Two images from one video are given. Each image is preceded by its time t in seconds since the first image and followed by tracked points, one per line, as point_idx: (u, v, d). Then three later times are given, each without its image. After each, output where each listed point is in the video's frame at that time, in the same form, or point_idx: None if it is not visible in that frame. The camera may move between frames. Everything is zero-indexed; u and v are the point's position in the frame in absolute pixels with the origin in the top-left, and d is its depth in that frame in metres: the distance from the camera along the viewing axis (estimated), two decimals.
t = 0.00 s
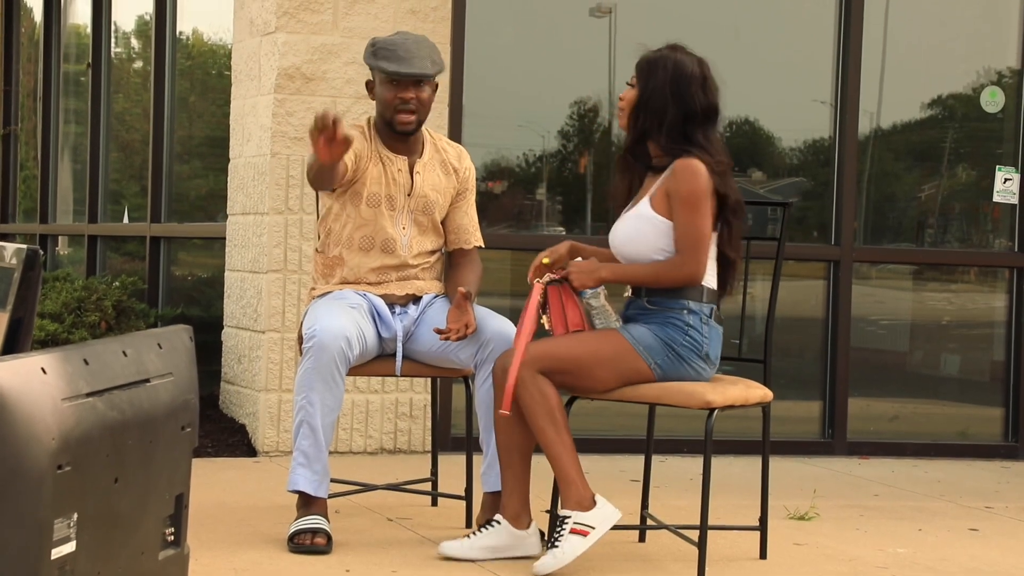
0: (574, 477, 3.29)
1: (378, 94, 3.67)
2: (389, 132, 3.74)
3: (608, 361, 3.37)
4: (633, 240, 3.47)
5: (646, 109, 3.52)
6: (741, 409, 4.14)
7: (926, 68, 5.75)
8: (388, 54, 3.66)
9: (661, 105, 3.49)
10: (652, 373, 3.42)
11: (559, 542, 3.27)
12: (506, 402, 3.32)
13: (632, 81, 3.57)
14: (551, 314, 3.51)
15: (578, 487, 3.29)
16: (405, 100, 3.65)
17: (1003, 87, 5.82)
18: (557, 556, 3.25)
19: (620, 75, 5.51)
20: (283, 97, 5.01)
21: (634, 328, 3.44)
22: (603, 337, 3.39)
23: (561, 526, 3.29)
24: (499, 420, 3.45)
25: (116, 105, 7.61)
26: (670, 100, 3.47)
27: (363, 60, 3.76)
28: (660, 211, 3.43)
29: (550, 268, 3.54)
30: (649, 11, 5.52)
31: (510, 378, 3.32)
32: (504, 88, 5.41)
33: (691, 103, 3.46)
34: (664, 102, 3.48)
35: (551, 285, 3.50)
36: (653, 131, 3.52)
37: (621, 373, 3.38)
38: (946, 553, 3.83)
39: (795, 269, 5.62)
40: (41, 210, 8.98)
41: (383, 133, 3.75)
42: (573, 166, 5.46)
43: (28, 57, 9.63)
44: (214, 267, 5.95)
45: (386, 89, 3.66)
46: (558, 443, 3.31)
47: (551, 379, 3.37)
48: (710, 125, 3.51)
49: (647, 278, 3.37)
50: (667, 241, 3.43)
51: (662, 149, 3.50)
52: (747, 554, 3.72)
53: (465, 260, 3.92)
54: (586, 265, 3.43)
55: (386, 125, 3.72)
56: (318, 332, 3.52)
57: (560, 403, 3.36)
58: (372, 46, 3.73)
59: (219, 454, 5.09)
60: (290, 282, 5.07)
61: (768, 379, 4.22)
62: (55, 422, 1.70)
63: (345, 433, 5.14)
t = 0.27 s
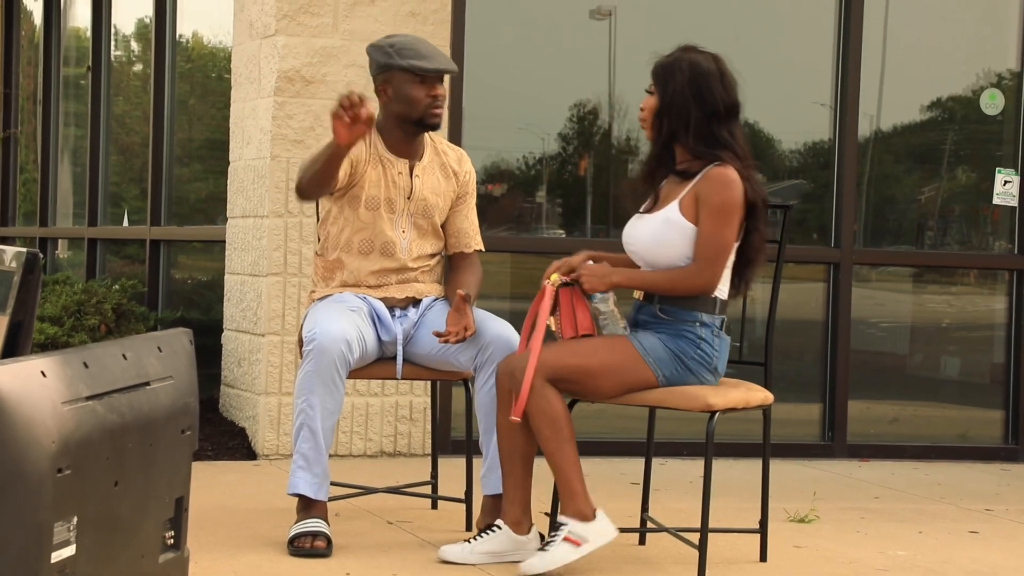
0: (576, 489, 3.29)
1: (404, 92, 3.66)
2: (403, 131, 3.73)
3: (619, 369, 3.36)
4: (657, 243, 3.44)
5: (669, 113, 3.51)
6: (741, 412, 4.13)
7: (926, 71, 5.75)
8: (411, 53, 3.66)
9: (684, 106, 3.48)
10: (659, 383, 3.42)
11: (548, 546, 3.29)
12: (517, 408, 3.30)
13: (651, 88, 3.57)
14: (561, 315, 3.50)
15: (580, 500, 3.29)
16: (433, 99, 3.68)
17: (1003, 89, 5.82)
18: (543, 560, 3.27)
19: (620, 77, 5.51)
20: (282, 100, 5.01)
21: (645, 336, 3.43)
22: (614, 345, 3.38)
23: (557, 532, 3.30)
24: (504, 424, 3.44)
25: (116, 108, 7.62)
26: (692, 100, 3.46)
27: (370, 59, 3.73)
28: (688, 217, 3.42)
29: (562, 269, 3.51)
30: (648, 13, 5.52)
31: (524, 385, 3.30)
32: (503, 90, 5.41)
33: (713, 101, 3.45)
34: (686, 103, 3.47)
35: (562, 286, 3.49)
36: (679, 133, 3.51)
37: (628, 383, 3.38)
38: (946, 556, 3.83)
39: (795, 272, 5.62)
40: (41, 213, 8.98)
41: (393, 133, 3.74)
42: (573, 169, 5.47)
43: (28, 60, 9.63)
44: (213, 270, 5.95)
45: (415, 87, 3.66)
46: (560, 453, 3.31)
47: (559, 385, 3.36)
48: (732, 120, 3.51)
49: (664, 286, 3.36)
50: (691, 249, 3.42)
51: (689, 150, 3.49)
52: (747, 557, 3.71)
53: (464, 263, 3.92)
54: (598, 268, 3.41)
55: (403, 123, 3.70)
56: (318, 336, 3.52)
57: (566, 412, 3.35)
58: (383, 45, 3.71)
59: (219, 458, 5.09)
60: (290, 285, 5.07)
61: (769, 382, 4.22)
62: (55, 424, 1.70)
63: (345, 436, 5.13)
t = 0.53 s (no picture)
0: (528, 508, 3.32)
1: (414, 95, 3.67)
2: (408, 134, 3.74)
3: (618, 378, 3.36)
4: (664, 249, 3.44)
5: (674, 117, 3.53)
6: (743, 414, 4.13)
7: (927, 74, 5.75)
8: (422, 56, 3.68)
9: (688, 110, 3.49)
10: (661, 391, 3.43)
11: (472, 548, 3.37)
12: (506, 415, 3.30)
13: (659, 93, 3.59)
14: (564, 323, 3.47)
15: (529, 517, 3.32)
16: (440, 103, 3.70)
17: (1003, 92, 5.82)
18: (462, 557, 3.36)
19: (621, 80, 5.51)
20: (284, 103, 5.01)
21: (649, 344, 3.43)
22: (615, 354, 3.38)
23: (490, 538, 3.37)
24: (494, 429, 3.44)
25: (117, 111, 7.62)
26: (697, 105, 3.47)
27: (378, 59, 3.73)
28: (693, 223, 3.41)
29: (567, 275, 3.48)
30: (649, 16, 5.53)
31: (515, 392, 3.31)
32: (504, 93, 5.41)
33: (716, 106, 3.45)
34: (690, 107, 3.48)
35: (564, 294, 3.46)
36: (683, 137, 3.52)
37: (626, 391, 3.38)
38: (948, 558, 3.83)
39: (796, 274, 5.62)
40: (42, 216, 8.99)
41: (399, 136, 3.75)
42: (573, 172, 5.47)
43: (29, 63, 9.64)
44: (214, 273, 5.95)
45: (425, 91, 3.67)
46: (527, 469, 3.29)
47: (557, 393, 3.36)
48: (739, 127, 3.50)
49: (668, 293, 3.35)
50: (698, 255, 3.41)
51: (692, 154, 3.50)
52: (748, 559, 3.71)
53: (467, 266, 3.92)
54: (601, 274, 3.41)
55: (410, 125, 3.72)
56: (318, 339, 3.53)
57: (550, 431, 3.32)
58: (394, 47, 3.72)
59: (220, 460, 5.09)
60: (291, 288, 5.07)
61: (770, 384, 4.22)
62: (56, 427, 1.70)
63: (346, 439, 5.13)
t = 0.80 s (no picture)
0: (523, 510, 3.32)
1: (413, 91, 3.67)
2: (406, 132, 3.73)
3: (614, 379, 3.36)
4: (651, 249, 3.44)
5: (652, 116, 3.54)
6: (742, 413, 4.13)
7: (928, 72, 5.75)
8: (421, 53, 3.68)
9: (663, 109, 3.49)
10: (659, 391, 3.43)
11: (467, 547, 3.38)
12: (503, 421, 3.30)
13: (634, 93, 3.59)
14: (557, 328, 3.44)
15: (523, 520, 3.34)
16: (440, 100, 3.70)
17: (1004, 90, 5.82)
18: (457, 557, 3.38)
19: (621, 78, 5.51)
20: (284, 101, 5.01)
21: (644, 345, 3.43)
22: (609, 356, 3.37)
23: (485, 538, 3.38)
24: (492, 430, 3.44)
25: (118, 109, 7.62)
26: (670, 102, 3.47)
27: (378, 56, 3.73)
28: (677, 223, 3.40)
29: (560, 278, 3.47)
30: (650, 14, 5.52)
31: (510, 397, 3.31)
32: (504, 91, 5.41)
33: (690, 101, 3.45)
34: (665, 106, 3.48)
35: (556, 298, 3.45)
36: (663, 136, 3.52)
37: (623, 393, 3.38)
38: (948, 557, 3.82)
39: (797, 272, 5.62)
40: (43, 214, 8.99)
41: (398, 133, 3.74)
42: (574, 170, 5.47)
43: (30, 61, 9.64)
44: (215, 271, 5.95)
45: (423, 87, 3.67)
46: (523, 473, 3.30)
47: (554, 396, 3.36)
48: (716, 118, 3.49)
49: (657, 294, 3.35)
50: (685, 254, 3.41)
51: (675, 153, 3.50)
52: (748, 557, 3.71)
53: (466, 264, 3.91)
54: (592, 277, 3.43)
55: (408, 122, 3.71)
56: (318, 337, 3.53)
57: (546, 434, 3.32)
58: (394, 43, 3.71)
59: (220, 458, 5.09)
60: (292, 286, 5.08)
61: (770, 383, 4.21)
62: (57, 425, 1.71)
63: (347, 437, 5.14)
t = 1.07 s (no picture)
0: (523, 510, 3.32)
1: (418, 92, 3.67)
2: (409, 133, 3.73)
3: (614, 379, 3.36)
4: (636, 249, 3.44)
5: (620, 119, 3.53)
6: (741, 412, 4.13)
7: (928, 71, 5.75)
8: (427, 53, 3.69)
9: (631, 109, 3.48)
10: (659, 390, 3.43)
11: (467, 546, 3.38)
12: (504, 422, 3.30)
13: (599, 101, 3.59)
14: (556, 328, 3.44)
15: (523, 520, 3.33)
16: (444, 100, 3.72)
17: (1003, 89, 5.82)
18: (457, 556, 3.38)
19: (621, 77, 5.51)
20: (283, 100, 5.01)
21: (643, 344, 3.43)
22: (609, 356, 3.37)
23: (485, 536, 3.38)
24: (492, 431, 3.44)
25: (117, 108, 7.62)
26: (638, 101, 3.47)
27: (381, 56, 3.72)
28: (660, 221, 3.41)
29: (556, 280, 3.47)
30: (650, 12, 5.52)
31: (511, 398, 3.30)
32: (504, 90, 5.41)
33: (658, 96, 3.45)
34: (634, 105, 3.47)
35: (555, 299, 3.45)
36: (634, 137, 3.51)
37: (623, 392, 3.38)
38: (947, 556, 3.82)
39: (796, 271, 5.62)
40: (42, 213, 8.99)
41: (399, 133, 3.73)
42: (573, 169, 5.47)
43: (29, 61, 9.64)
44: (214, 270, 5.95)
45: (429, 88, 3.68)
46: (524, 473, 3.29)
47: (555, 396, 3.36)
48: (685, 111, 3.50)
49: (652, 291, 3.35)
50: (672, 250, 3.41)
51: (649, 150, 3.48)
52: (747, 556, 3.71)
53: (467, 264, 3.90)
54: (588, 277, 3.42)
55: (411, 123, 3.71)
56: (319, 336, 3.53)
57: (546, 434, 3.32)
58: (398, 44, 3.71)
59: (220, 457, 5.09)
60: (291, 285, 5.08)
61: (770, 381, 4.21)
62: (56, 424, 1.70)
63: (346, 436, 5.14)
